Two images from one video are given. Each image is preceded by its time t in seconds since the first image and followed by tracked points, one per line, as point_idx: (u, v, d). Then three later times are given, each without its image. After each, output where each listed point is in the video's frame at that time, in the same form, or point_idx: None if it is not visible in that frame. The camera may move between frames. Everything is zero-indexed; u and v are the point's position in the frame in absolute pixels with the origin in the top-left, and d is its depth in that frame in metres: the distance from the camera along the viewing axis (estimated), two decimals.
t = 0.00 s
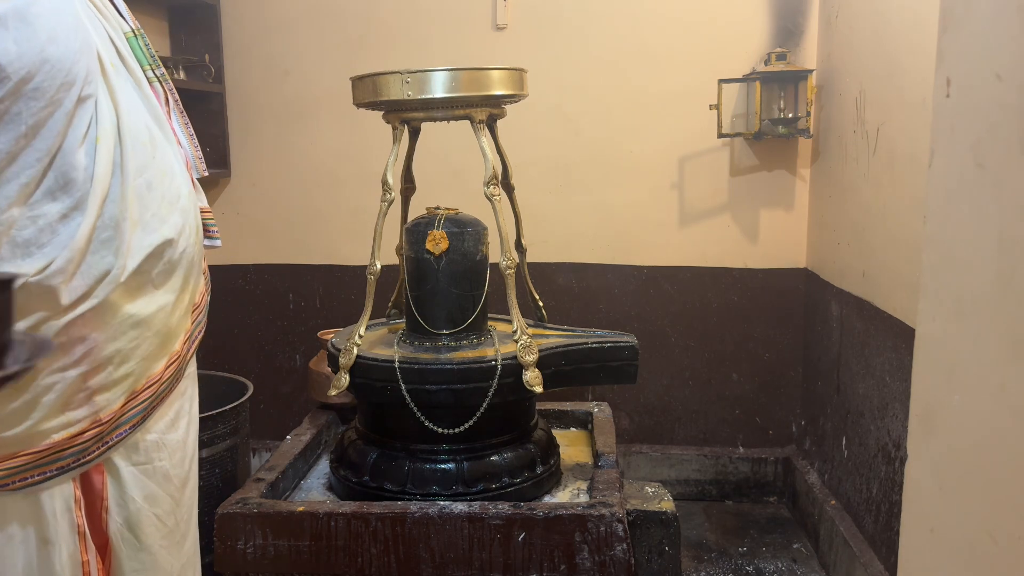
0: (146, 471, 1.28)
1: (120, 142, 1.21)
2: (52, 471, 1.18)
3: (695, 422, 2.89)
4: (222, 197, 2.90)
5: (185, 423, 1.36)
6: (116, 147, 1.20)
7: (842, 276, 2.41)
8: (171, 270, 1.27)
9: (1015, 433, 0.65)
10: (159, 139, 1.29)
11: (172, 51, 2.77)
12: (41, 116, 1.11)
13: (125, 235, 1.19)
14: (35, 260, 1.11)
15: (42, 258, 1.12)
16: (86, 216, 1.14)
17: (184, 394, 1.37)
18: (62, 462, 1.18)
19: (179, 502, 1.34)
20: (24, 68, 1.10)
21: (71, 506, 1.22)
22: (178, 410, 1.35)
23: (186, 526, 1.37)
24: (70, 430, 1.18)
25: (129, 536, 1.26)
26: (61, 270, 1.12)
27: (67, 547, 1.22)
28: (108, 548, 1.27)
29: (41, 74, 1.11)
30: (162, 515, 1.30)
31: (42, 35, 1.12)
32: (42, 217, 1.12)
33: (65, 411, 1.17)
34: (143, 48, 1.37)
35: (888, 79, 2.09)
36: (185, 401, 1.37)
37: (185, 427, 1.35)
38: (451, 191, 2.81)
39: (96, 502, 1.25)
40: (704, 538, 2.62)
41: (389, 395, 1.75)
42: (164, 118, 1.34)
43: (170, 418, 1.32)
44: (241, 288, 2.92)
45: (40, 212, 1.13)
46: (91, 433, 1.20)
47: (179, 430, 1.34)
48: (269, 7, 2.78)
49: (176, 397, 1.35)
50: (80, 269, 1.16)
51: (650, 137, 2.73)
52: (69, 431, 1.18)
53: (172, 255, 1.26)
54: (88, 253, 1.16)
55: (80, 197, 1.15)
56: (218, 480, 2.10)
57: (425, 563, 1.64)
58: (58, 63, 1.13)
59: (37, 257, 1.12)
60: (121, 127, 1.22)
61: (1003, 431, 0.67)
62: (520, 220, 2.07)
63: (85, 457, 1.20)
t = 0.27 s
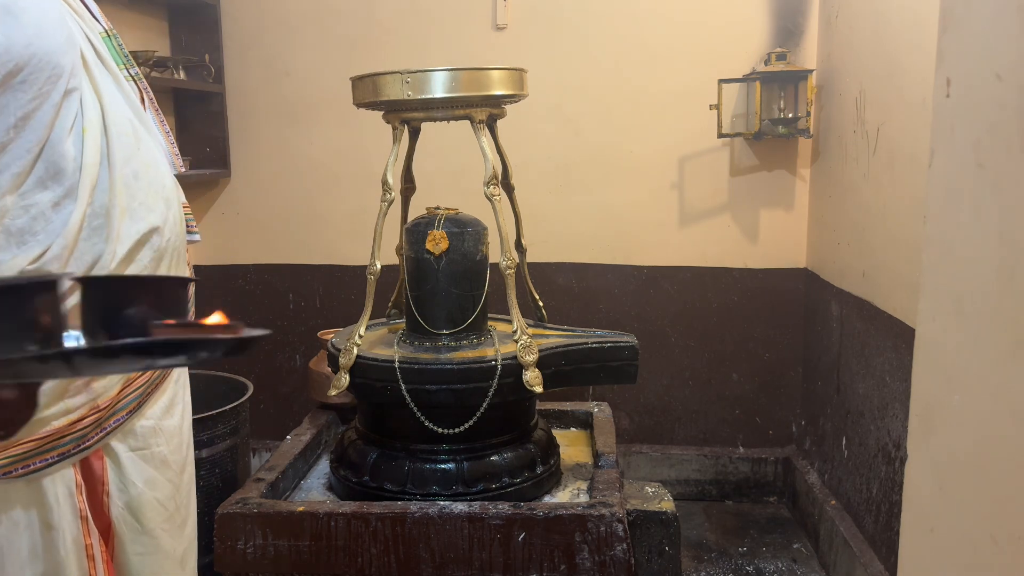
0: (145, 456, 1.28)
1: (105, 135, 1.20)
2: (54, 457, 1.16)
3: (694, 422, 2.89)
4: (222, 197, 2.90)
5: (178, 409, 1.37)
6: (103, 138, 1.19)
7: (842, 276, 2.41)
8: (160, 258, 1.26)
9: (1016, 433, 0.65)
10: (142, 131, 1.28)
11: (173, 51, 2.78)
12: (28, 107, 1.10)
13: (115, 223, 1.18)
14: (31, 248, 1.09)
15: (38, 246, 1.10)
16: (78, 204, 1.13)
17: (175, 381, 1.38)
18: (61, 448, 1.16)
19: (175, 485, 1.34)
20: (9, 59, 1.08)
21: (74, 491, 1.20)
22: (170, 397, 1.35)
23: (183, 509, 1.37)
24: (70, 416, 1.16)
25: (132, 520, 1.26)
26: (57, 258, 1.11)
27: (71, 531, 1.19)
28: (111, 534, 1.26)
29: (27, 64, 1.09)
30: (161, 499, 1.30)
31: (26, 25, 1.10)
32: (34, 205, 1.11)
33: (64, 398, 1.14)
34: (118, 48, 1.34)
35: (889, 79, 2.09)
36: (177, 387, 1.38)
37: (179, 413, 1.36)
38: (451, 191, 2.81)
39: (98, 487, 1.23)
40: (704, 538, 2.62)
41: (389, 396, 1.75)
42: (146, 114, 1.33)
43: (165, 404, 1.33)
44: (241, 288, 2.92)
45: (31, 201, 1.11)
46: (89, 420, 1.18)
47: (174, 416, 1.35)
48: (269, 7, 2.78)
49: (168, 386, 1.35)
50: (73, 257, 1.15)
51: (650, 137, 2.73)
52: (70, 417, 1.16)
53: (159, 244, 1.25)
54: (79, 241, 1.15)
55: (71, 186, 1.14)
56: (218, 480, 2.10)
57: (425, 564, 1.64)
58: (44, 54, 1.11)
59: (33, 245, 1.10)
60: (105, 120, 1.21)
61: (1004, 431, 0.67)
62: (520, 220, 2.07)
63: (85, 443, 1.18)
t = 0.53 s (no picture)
0: (147, 447, 1.25)
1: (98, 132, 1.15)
2: (65, 449, 1.10)
3: (695, 422, 2.89)
4: (222, 197, 2.90)
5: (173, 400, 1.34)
6: (98, 136, 1.14)
7: (842, 276, 2.41)
8: (155, 253, 1.22)
9: (1016, 433, 0.65)
10: (130, 128, 1.24)
11: (173, 51, 2.78)
12: (25, 106, 1.04)
13: (115, 219, 1.13)
14: (36, 246, 1.03)
15: (44, 243, 1.04)
16: (80, 201, 1.08)
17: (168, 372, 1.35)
18: (67, 441, 1.11)
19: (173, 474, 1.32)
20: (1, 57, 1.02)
21: (82, 483, 1.15)
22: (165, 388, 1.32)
23: (179, 499, 1.35)
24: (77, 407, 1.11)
25: (136, 509, 1.23)
26: (63, 254, 1.06)
27: (79, 521, 1.14)
28: (116, 524, 1.21)
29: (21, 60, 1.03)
30: (163, 488, 1.28)
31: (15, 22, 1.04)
32: (37, 202, 1.04)
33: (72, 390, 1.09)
34: (94, 48, 1.24)
35: (889, 79, 2.09)
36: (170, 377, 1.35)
37: (174, 403, 1.34)
38: (451, 191, 2.82)
39: (104, 478, 1.19)
40: (704, 538, 2.62)
41: (389, 396, 1.75)
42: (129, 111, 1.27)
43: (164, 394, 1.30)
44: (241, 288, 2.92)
45: (33, 198, 1.04)
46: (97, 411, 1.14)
47: (171, 406, 1.32)
48: (269, 7, 2.78)
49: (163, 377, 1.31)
50: (76, 254, 1.09)
51: (649, 137, 2.73)
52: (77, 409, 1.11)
53: (155, 239, 1.21)
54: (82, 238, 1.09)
55: (72, 182, 1.08)
56: (218, 480, 2.10)
57: (425, 564, 1.64)
58: (34, 50, 1.05)
59: (38, 242, 1.04)
60: (96, 117, 1.16)
61: (1004, 430, 0.67)
62: (520, 220, 2.07)
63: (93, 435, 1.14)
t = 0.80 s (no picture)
0: (150, 441, 1.13)
1: (100, 127, 1.02)
2: (74, 449, 0.99)
3: (694, 422, 2.89)
4: (222, 197, 2.90)
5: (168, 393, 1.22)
6: (99, 131, 1.01)
7: (842, 276, 2.41)
8: (156, 253, 1.09)
9: (1016, 434, 0.65)
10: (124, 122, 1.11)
11: (173, 51, 2.78)
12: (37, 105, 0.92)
13: (121, 219, 1.01)
14: (46, 248, 0.92)
15: (55, 244, 0.92)
16: (89, 200, 0.96)
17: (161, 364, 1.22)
18: (81, 439, 1.00)
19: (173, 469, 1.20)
20: None
21: (92, 478, 1.05)
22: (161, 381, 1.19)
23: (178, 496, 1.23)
24: (90, 405, 1.00)
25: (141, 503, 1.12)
26: (76, 255, 0.94)
27: (88, 516, 1.04)
28: (120, 518, 1.10)
29: (12, 45, 0.89)
30: (165, 483, 1.16)
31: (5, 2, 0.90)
32: (45, 202, 0.92)
33: (85, 387, 0.98)
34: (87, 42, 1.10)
35: (889, 79, 2.09)
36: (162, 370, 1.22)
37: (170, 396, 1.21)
38: (451, 191, 2.82)
39: (111, 473, 1.09)
40: (704, 538, 2.62)
41: (389, 396, 1.75)
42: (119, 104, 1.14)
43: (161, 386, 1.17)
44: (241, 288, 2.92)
45: (40, 198, 0.92)
46: (108, 407, 1.02)
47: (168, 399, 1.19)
48: (269, 7, 2.78)
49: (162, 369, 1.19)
50: (85, 255, 0.96)
51: (649, 137, 2.73)
52: (90, 406, 1.00)
53: (156, 238, 1.09)
54: (90, 239, 0.97)
55: (79, 180, 0.96)
56: (218, 480, 2.10)
57: (425, 564, 1.64)
58: (42, 46, 0.93)
59: (48, 243, 0.92)
60: (97, 111, 1.03)
61: (1003, 430, 0.67)
62: (520, 220, 2.07)
63: (104, 433, 1.02)
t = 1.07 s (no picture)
0: (154, 439, 1.13)
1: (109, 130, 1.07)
2: (91, 447, 1.05)
3: (695, 423, 2.89)
4: (222, 197, 2.90)
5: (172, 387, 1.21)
6: (107, 134, 1.06)
7: (842, 276, 2.41)
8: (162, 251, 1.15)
9: (1016, 434, 0.65)
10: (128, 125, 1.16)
11: (173, 51, 2.77)
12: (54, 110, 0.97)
13: (133, 220, 1.07)
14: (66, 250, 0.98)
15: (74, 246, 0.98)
16: (104, 202, 1.02)
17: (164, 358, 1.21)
18: (96, 438, 1.05)
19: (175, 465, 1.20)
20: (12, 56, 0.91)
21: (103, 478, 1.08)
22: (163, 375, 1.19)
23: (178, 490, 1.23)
24: (103, 406, 1.05)
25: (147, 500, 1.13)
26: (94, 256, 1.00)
27: (98, 515, 1.07)
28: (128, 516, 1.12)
29: (29, 57, 0.93)
30: (168, 479, 1.17)
31: (18, 14, 0.93)
32: (63, 206, 0.98)
33: (99, 388, 1.04)
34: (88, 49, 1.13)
35: (889, 79, 2.09)
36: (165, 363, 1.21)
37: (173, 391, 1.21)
38: (451, 191, 2.81)
39: (121, 473, 1.11)
40: (704, 538, 2.62)
41: (389, 396, 1.75)
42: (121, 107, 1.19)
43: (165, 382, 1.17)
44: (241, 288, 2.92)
45: (59, 202, 0.98)
46: (119, 408, 1.07)
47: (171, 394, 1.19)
48: (269, 7, 2.78)
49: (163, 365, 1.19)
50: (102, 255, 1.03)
51: (649, 137, 2.73)
52: (103, 406, 1.05)
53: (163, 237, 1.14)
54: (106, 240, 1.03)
55: (93, 184, 1.01)
56: (218, 480, 2.10)
57: (425, 564, 1.64)
58: (57, 54, 0.97)
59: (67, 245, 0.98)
60: (105, 115, 1.08)
61: (1004, 430, 0.67)
62: (520, 220, 2.07)
63: (115, 433, 1.07)
